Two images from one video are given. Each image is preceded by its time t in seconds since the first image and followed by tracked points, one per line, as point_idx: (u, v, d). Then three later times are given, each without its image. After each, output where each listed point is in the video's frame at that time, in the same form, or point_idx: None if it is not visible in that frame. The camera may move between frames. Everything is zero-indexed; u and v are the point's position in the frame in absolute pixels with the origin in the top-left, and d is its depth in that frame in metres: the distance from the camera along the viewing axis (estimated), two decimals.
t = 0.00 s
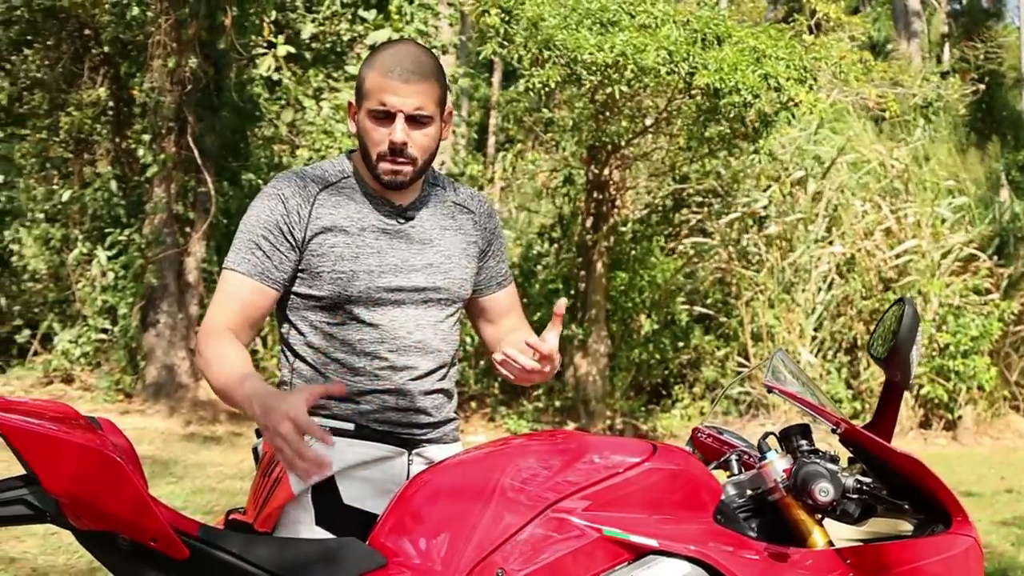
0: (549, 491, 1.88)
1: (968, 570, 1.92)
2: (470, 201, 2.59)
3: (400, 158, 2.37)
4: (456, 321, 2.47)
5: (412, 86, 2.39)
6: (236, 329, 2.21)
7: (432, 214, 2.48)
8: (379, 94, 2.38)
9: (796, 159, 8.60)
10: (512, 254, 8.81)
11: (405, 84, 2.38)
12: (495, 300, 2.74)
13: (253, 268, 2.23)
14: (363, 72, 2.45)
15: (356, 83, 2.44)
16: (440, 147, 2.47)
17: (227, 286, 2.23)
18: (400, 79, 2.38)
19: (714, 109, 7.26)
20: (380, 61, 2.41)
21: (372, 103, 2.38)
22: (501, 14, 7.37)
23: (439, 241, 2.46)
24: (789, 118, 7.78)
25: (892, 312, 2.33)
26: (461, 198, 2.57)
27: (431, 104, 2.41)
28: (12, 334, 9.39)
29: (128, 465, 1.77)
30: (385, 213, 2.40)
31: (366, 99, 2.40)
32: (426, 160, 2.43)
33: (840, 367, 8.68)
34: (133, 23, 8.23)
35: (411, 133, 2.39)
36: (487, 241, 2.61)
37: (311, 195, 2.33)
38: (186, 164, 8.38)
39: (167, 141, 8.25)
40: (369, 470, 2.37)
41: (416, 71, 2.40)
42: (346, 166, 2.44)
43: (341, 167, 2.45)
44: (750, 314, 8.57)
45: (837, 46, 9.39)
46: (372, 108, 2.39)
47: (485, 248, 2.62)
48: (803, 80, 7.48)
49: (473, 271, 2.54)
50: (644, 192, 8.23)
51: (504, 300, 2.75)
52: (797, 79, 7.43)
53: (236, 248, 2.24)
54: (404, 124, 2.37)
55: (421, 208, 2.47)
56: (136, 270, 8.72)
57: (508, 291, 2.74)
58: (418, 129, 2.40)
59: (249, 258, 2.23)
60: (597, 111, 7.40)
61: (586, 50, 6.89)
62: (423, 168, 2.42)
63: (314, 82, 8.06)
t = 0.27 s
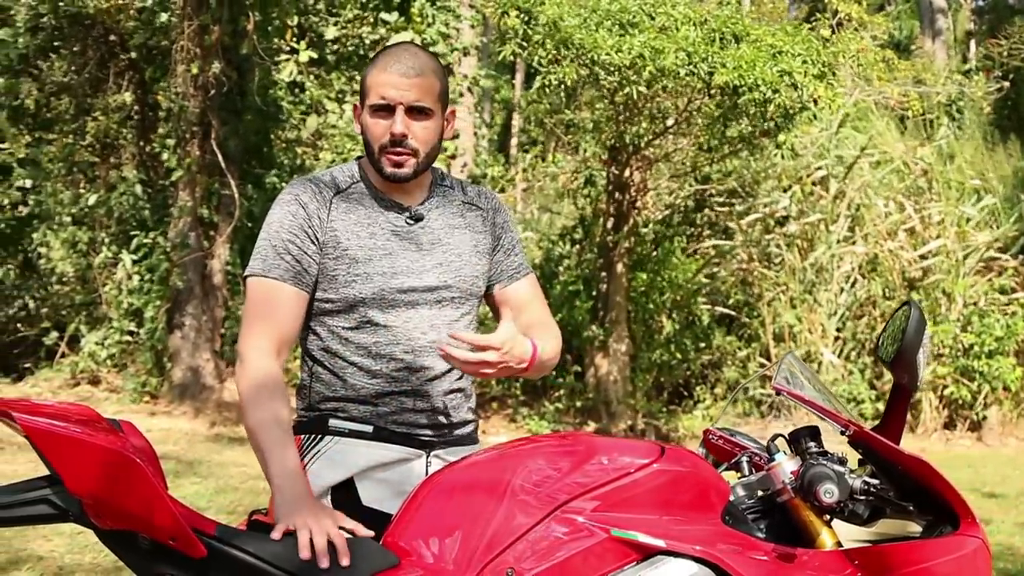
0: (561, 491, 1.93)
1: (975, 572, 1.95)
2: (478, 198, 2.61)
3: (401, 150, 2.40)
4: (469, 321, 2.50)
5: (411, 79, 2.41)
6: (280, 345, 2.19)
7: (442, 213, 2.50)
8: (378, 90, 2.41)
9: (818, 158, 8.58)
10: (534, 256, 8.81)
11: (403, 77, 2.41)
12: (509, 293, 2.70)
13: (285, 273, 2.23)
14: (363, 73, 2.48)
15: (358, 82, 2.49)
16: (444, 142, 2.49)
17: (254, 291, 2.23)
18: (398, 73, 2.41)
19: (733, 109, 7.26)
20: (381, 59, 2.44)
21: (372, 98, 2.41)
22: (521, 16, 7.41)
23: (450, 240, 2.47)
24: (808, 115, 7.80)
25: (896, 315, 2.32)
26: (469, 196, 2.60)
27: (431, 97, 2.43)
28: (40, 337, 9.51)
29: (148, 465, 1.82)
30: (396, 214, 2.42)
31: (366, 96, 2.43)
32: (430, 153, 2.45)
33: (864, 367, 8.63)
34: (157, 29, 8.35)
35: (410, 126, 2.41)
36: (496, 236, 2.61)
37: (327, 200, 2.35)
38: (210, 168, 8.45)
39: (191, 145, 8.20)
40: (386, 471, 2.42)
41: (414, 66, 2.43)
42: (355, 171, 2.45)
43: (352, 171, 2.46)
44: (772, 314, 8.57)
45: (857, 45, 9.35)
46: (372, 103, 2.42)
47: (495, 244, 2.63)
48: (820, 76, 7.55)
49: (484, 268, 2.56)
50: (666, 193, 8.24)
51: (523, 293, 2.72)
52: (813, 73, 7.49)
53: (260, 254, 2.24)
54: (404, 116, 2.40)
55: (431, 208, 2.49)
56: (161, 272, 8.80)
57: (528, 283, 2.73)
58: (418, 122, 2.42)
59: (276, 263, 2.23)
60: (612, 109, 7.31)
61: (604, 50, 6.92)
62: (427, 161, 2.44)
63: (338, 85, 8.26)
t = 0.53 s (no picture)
0: (565, 492, 1.98)
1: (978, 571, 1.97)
2: (481, 198, 2.63)
3: (411, 150, 2.43)
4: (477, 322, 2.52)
5: (416, 81, 2.44)
6: (302, 354, 2.28)
7: (446, 216, 2.52)
8: (384, 92, 2.44)
9: (833, 157, 8.37)
10: (549, 256, 8.86)
11: (408, 78, 2.44)
12: (511, 292, 2.68)
13: (295, 281, 2.29)
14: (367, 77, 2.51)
15: (362, 87, 2.51)
16: (449, 142, 2.52)
17: (268, 297, 2.29)
18: (403, 74, 2.44)
19: (748, 106, 7.27)
20: (385, 62, 2.48)
21: (378, 101, 2.44)
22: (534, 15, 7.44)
23: (454, 242, 2.50)
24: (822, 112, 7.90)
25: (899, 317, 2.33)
26: (473, 196, 2.62)
27: (436, 97, 2.46)
28: (60, 338, 9.61)
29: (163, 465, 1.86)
30: (398, 220, 2.45)
31: (372, 100, 2.46)
32: (437, 152, 2.47)
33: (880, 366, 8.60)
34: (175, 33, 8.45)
35: (417, 126, 2.44)
36: (498, 235, 2.63)
37: (331, 206, 2.39)
38: (228, 171, 8.51)
39: (208, 148, 8.35)
40: (401, 472, 2.48)
41: (417, 68, 2.46)
42: (357, 176, 2.48)
43: (355, 176, 2.49)
44: (788, 314, 8.51)
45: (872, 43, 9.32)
46: (378, 106, 2.45)
47: (499, 244, 2.64)
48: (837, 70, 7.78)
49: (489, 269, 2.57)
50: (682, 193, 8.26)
51: (524, 287, 2.70)
52: (828, 68, 7.59)
53: (270, 260, 2.29)
54: (411, 117, 2.43)
55: (435, 211, 2.52)
56: (180, 274, 8.88)
57: (530, 280, 2.71)
58: (424, 122, 2.45)
59: (284, 271, 2.29)
60: (628, 110, 7.36)
61: (617, 48, 6.94)
62: (434, 161, 2.47)
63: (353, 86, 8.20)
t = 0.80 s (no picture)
0: (568, 489, 2.03)
1: (979, 568, 2.02)
2: (484, 200, 2.66)
3: (405, 153, 2.46)
4: (476, 324, 2.55)
5: (411, 83, 2.47)
6: (307, 357, 2.33)
7: (445, 217, 2.56)
8: (379, 94, 2.47)
9: (843, 157, 8.41)
10: (561, 254, 8.88)
11: (403, 80, 2.47)
12: (513, 296, 2.70)
13: (294, 282, 2.33)
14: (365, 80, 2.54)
15: (361, 88, 2.55)
16: (446, 144, 2.54)
17: (270, 297, 2.34)
18: (398, 76, 2.47)
19: (758, 106, 7.27)
20: (382, 63, 2.51)
21: (374, 103, 2.47)
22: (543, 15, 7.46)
23: (453, 245, 2.52)
24: (832, 112, 7.84)
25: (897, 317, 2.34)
26: (474, 198, 2.65)
27: (431, 99, 2.49)
28: (75, 338, 9.69)
29: (173, 464, 1.90)
30: (397, 221, 2.49)
31: (368, 102, 2.49)
32: (432, 154, 2.50)
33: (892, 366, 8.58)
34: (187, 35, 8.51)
35: (411, 127, 2.47)
36: (500, 238, 2.64)
37: (332, 207, 2.43)
38: (240, 172, 8.56)
39: (219, 149, 8.42)
40: (399, 471, 2.49)
41: (413, 70, 2.49)
42: (359, 176, 2.52)
43: (357, 177, 2.53)
44: (799, 314, 8.49)
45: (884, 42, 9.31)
46: (373, 108, 2.48)
47: (500, 245, 2.66)
48: (847, 69, 7.68)
49: (489, 271, 2.60)
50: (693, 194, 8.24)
51: (525, 298, 2.72)
52: (839, 68, 7.57)
53: (272, 261, 2.34)
54: (406, 118, 2.46)
55: (435, 214, 2.55)
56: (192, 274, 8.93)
57: (530, 286, 2.72)
58: (419, 124, 2.48)
59: (283, 272, 2.33)
60: (639, 110, 7.35)
61: (626, 47, 6.96)
62: (429, 163, 2.50)
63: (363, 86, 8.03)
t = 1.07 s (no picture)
0: (571, 488, 2.06)
1: (979, 567, 2.05)
2: (484, 200, 2.69)
3: (414, 156, 2.50)
4: (478, 322, 2.58)
5: (423, 87, 2.50)
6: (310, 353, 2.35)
7: (446, 217, 2.59)
8: (391, 95, 2.50)
9: (852, 156, 8.41)
10: (569, 254, 8.86)
11: (416, 84, 2.50)
12: (516, 295, 2.71)
13: (296, 283, 2.36)
14: (377, 78, 2.56)
15: (369, 88, 2.56)
16: (450, 146, 2.58)
17: (274, 298, 2.37)
18: (411, 80, 2.50)
19: (764, 107, 7.34)
20: (393, 65, 2.53)
21: (385, 104, 2.49)
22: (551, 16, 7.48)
23: (454, 245, 2.55)
24: (839, 114, 7.83)
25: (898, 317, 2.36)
26: (474, 199, 2.68)
27: (441, 103, 2.52)
28: (86, 338, 9.74)
29: (183, 462, 1.94)
30: (399, 220, 2.51)
31: (379, 102, 2.51)
32: (439, 157, 2.54)
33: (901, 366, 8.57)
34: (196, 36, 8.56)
35: (422, 131, 2.50)
36: (500, 238, 2.67)
37: (333, 207, 2.45)
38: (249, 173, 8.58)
39: (230, 150, 8.39)
40: (404, 471, 2.52)
41: (424, 73, 2.52)
42: (360, 177, 2.55)
43: (358, 178, 2.56)
44: (808, 314, 8.50)
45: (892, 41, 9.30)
46: (385, 110, 2.50)
47: (501, 244, 2.69)
48: (852, 76, 7.56)
49: (490, 270, 2.63)
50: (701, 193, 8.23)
51: (526, 293, 2.72)
52: (846, 73, 7.53)
53: (275, 261, 2.36)
54: (415, 122, 2.49)
55: (435, 214, 2.58)
56: (202, 275, 8.97)
57: (532, 281, 2.73)
58: (429, 127, 2.51)
59: (286, 272, 2.36)
60: (647, 111, 7.34)
61: (632, 48, 6.98)
62: (436, 166, 2.53)
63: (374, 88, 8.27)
